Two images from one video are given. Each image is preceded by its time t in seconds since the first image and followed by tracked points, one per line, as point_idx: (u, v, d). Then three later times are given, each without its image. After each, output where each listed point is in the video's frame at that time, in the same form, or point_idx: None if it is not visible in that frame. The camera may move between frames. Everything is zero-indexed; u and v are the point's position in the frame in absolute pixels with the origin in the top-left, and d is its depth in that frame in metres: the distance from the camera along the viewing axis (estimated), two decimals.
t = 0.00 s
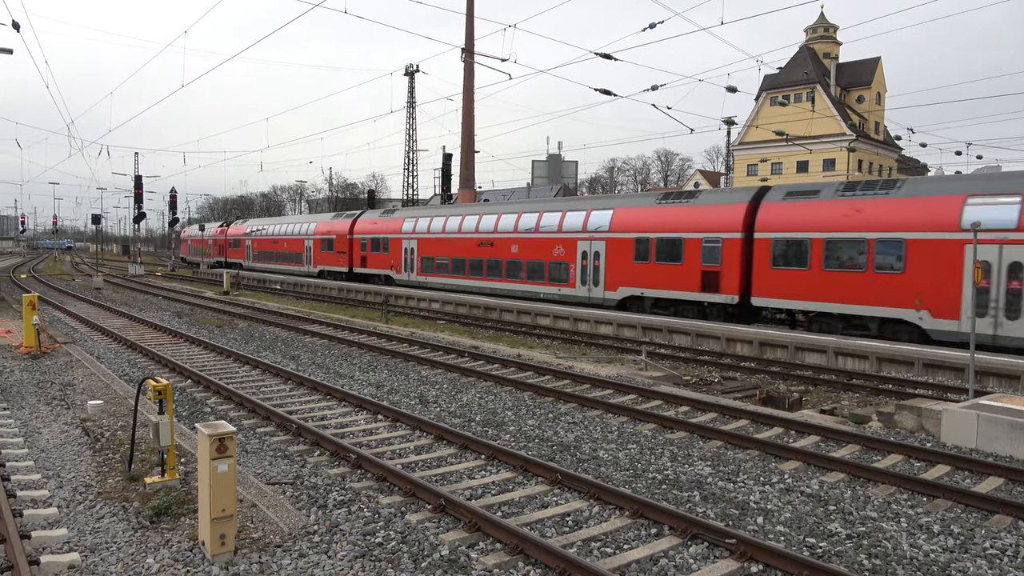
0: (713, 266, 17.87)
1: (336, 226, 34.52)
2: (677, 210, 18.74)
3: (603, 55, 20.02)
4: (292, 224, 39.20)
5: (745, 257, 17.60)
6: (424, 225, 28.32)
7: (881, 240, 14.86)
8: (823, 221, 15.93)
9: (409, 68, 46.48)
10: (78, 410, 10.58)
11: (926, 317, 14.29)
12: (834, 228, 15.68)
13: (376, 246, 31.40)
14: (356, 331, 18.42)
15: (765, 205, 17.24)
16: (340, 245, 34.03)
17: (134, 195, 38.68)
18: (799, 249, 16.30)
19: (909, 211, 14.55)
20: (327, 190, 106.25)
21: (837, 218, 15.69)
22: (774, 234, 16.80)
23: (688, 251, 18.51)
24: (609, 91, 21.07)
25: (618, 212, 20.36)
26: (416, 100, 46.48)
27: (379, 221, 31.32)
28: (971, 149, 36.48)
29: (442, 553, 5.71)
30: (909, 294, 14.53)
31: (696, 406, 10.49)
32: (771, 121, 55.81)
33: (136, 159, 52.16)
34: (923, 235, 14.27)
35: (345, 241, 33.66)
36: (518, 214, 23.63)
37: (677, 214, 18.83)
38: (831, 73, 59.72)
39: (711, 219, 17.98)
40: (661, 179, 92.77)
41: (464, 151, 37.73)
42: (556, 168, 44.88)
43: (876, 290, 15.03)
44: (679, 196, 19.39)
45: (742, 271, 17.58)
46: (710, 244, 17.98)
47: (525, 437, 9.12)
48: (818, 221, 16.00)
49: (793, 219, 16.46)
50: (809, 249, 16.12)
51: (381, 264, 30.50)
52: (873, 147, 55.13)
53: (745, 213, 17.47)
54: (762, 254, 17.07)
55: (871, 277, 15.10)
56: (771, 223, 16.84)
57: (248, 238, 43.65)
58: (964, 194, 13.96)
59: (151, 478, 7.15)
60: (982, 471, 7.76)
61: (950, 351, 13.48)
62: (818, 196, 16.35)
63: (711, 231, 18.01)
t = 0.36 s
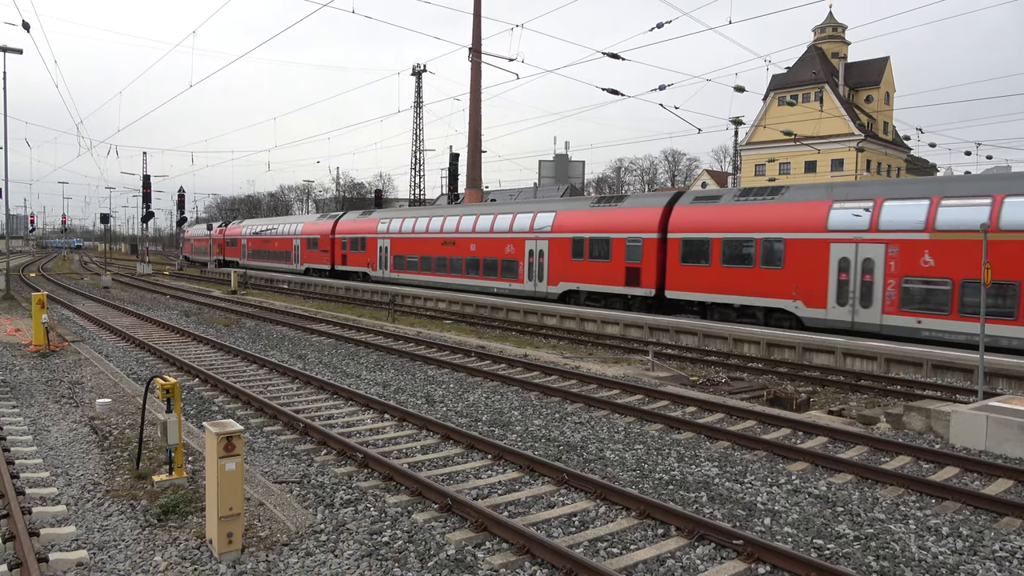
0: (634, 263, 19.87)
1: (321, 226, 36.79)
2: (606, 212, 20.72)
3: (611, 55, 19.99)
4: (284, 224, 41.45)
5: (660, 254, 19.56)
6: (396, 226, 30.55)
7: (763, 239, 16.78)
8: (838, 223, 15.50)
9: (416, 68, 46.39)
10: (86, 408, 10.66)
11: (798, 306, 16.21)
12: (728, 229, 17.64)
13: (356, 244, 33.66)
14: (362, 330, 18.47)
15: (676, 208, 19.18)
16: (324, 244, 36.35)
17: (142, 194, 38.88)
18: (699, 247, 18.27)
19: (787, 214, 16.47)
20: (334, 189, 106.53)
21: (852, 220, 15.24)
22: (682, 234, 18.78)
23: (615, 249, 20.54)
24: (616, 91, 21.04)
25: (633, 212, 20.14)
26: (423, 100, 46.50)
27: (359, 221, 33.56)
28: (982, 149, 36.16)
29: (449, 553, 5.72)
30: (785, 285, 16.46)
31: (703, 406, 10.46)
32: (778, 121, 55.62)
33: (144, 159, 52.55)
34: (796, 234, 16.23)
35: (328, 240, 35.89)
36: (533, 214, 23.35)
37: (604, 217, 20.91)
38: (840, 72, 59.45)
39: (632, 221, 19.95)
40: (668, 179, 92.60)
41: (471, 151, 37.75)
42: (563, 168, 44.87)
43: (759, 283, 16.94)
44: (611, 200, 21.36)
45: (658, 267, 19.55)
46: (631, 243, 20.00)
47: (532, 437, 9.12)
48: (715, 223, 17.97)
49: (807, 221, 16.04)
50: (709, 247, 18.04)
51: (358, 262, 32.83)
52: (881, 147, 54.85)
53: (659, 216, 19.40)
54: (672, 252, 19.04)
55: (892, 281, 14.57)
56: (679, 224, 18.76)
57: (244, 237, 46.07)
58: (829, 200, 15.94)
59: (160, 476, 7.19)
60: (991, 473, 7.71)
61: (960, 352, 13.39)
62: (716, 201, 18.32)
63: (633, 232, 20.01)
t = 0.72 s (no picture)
0: (569, 261, 22.10)
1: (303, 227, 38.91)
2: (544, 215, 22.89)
3: (614, 56, 19.96)
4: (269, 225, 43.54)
5: (591, 252, 21.71)
6: (370, 227, 32.74)
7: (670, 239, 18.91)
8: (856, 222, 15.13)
9: (419, 68, 46.41)
10: (91, 408, 10.70)
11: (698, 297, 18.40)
12: (643, 229, 19.83)
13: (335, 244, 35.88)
14: (366, 330, 18.51)
15: (603, 211, 21.34)
16: (305, 243, 38.54)
17: (146, 195, 38.98)
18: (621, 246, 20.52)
19: (690, 216, 18.59)
20: (337, 189, 106.67)
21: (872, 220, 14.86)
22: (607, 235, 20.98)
23: (553, 248, 22.76)
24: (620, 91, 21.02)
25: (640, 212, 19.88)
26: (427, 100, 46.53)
27: (338, 223, 35.75)
28: (988, 150, 36.03)
29: (452, 553, 5.72)
30: (687, 280, 18.64)
31: (707, 407, 10.45)
32: (783, 122, 55.53)
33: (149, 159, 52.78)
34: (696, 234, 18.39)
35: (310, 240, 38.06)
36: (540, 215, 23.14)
37: (543, 220, 23.14)
38: (844, 72, 59.30)
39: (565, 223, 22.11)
40: (672, 179, 92.52)
41: (474, 151, 37.76)
42: (567, 168, 44.85)
43: (668, 278, 19.11)
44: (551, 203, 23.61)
45: (590, 263, 21.74)
46: (566, 243, 22.23)
47: (535, 437, 9.12)
48: (634, 225, 20.19)
49: (816, 221, 15.82)
50: (629, 246, 20.23)
51: (336, 260, 35.07)
52: (886, 147, 54.74)
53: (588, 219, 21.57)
54: (600, 250, 21.26)
55: (916, 281, 14.24)
56: (607, 226, 20.92)
57: (234, 236, 47.78)
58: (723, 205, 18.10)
59: (164, 475, 7.21)
60: (996, 474, 7.67)
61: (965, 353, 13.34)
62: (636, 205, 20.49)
63: (568, 233, 22.21)
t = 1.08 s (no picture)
0: (515, 259, 24.34)
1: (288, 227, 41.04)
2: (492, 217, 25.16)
3: (617, 56, 19.97)
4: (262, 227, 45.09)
5: (534, 250, 23.89)
6: (347, 227, 35.05)
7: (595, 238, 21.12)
8: (878, 221, 14.83)
9: (422, 68, 46.43)
10: (95, 407, 10.72)
11: (618, 290, 20.54)
12: (574, 230, 22.08)
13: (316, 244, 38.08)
14: (369, 330, 18.53)
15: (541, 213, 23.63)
16: (290, 243, 40.57)
17: (150, 194, 39.05)
18: (556, 245, 22.77)
19: (612, 219, 20.77)
20: (340, 189, 106.69)
21: (895, 218, 14.56)
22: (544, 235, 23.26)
23: (501, 247, 25.04)
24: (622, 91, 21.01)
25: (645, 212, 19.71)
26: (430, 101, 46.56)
27: (320, 224, 37.96)
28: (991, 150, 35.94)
29: (455, 552, 5.72)
30: (609, 274, 20.84)
31: (709, 407, 10.45)
32: (786, 122, 55.49)
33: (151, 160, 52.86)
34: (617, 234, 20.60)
35: (294, 240, 40.08)
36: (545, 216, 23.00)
37: (489, 222, 25.51)
38: (848, 72, 59.24)
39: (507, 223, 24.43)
40: (675, 179, 92.48)
41: (477, 151, 37.79)
42: (569, 168, 44.86)
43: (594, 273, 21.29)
44: (503, 205, 25.81)
45: (531, 261, 23.95)
46: (510, 242, 24.53)
47: (538, 437, 9.12)
48: (565, 226, 22.46)
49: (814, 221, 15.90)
50: (564, 245, 22.39)
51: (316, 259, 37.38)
52: (889, 147, 54.69)
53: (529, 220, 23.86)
54: (540, 249, 23.49)
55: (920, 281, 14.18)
56: (547, 227, 23.03)
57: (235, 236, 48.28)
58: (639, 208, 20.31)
59: (167, 475, 7.23)
60: (999, 475, 7.66)
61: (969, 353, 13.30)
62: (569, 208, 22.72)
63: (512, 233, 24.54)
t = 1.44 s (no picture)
0: (471, 257, 26.64)
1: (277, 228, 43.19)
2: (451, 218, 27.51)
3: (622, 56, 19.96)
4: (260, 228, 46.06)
5: (487, 249, 26.16)
6: (329, 228, 37.39)
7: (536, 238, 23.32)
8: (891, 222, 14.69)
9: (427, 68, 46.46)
10: (100, 407, 10.75)
11: (557, 285, 22.64)
12: (521, 231, 24.34)
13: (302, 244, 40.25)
14: (373, 330, 18.56)
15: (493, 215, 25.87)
16: (279, 244, 42.60)
17: (155, 195, 39.17)
18: (506, 244, 25.01)
19: (551, 220, 22.90)
20: (345, 190, 106.83)
21: (908, 219, 14.43)
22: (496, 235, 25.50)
23: (459, 246, 27.43)
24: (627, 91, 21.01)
25: (658, 211, 19.40)
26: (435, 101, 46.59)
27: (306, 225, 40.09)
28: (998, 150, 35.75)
29: (459, 552, 5.73)
30: (549, 270, 23.01)
31: (714, 407, 10.44)
32: (791, 121, 55.37)
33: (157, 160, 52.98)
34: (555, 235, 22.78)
35: (283, 240, 42.10)
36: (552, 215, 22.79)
37: (449, 223, 27.77)
38: (853, 72, 59.07)
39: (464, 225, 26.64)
40: (679, 179, 92.34)
41: (482, 151, 37.80)
42: (574, 168, 44.84)
43: (537, 270, 23.47)
44: (464, 207, 28.14)
45: (484, 258, 26.26)
46: (467, 241, 26.74)
47: (543, 437, 9.12)
48: (514, 227, 24.69)
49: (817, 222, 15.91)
50: (512, 244, 24.69)
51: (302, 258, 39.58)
52: (895, 148, 54.55)
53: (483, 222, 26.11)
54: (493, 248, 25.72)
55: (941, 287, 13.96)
56: (499, 228, 25.28)
57: (238, 236, 48.65)
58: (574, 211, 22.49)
59: (173, 474, 7.25)
60: (1005, 475, 7.63)
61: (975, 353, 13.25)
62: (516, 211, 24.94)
63: (469, 233, 26.86)
